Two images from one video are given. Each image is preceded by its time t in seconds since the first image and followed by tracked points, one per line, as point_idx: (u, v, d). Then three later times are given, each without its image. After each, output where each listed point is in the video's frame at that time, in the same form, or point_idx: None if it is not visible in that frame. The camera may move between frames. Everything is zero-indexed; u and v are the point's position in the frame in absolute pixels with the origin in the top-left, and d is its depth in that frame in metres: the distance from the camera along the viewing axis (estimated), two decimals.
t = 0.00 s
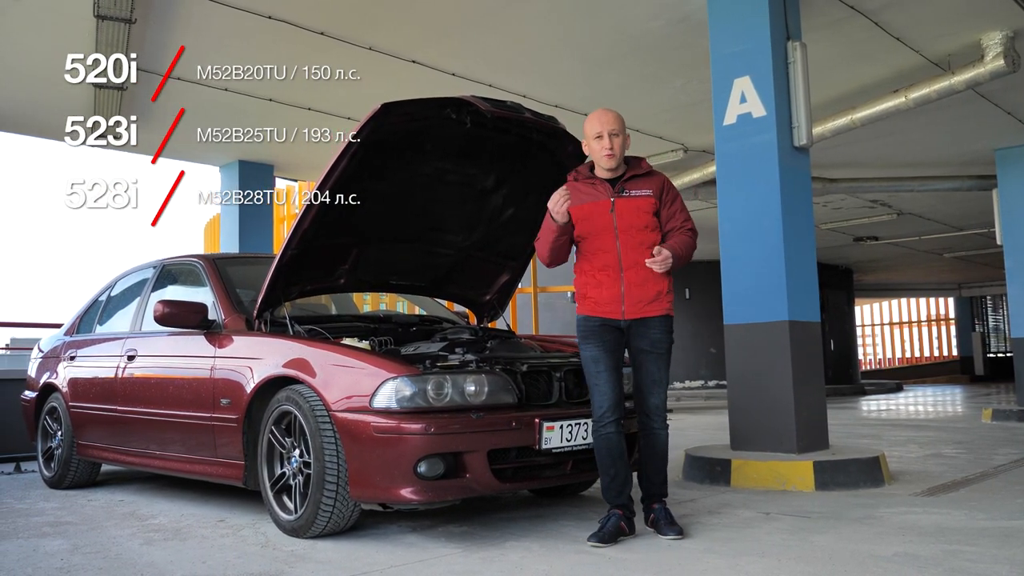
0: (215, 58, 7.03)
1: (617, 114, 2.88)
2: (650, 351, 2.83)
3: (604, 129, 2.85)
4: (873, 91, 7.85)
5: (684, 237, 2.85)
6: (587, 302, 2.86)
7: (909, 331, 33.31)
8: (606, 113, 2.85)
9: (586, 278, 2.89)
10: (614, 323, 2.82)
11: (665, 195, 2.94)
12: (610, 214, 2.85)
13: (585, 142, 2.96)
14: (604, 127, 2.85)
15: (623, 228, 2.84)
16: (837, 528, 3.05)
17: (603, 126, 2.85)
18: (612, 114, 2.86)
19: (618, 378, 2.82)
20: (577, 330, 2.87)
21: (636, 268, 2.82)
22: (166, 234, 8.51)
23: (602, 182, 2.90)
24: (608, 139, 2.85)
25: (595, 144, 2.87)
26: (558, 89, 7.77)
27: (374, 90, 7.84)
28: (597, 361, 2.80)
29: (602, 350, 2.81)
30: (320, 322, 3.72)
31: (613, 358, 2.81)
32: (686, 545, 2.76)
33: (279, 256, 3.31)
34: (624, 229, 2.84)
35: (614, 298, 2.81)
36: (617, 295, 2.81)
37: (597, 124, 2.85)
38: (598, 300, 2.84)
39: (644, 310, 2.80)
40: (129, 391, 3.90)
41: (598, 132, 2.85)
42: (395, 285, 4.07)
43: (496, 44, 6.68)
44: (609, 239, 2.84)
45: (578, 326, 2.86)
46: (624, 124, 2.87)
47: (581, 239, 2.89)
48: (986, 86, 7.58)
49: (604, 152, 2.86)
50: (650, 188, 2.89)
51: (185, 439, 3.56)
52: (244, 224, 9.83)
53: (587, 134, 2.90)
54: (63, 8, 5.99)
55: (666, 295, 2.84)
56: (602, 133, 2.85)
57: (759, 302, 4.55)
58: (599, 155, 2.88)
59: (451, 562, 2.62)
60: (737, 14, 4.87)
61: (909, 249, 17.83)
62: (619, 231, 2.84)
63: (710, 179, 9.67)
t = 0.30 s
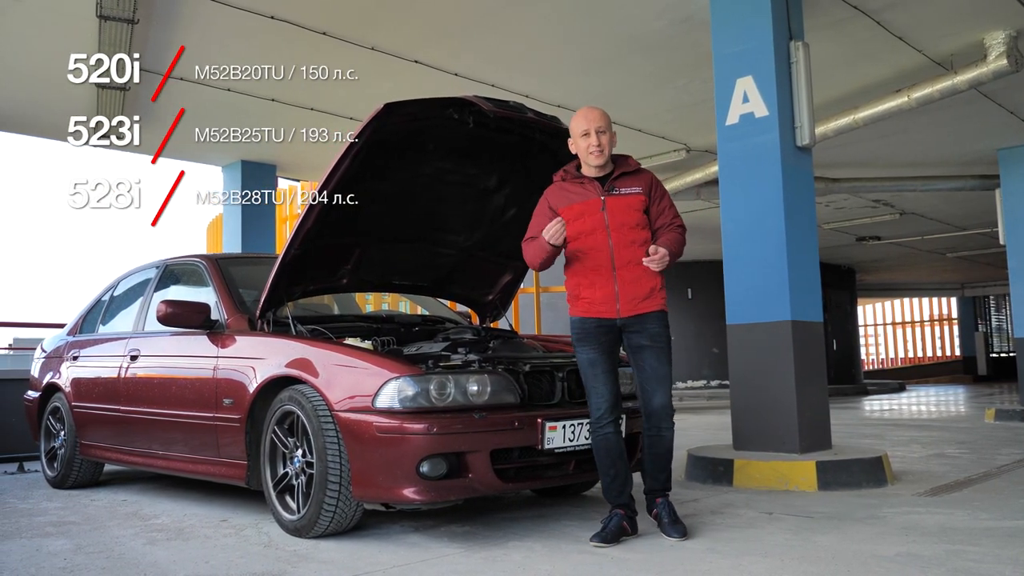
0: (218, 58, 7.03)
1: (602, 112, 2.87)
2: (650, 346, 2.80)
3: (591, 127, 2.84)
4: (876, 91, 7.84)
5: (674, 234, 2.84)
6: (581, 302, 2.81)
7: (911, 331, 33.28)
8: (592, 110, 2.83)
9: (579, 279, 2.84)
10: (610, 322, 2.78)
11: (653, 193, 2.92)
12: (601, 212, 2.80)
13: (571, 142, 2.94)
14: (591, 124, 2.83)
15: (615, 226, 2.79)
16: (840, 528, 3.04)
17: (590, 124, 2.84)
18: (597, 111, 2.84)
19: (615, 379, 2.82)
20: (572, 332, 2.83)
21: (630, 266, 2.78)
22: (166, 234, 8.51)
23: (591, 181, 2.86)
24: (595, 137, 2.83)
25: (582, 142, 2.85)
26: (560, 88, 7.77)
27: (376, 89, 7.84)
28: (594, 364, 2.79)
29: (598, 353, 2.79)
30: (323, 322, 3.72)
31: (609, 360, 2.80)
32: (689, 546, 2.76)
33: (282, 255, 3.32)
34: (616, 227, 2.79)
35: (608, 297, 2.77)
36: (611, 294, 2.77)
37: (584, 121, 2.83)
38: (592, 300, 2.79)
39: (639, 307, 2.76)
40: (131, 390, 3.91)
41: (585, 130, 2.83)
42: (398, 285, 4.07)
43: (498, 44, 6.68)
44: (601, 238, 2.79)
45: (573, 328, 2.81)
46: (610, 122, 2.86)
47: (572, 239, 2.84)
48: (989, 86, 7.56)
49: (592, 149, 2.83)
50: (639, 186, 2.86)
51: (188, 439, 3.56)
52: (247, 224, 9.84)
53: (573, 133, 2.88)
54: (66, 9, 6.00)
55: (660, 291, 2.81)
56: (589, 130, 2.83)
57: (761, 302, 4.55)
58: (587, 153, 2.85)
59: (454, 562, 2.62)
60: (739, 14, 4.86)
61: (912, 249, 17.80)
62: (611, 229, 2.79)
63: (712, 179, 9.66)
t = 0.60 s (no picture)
0: (221, 58, 7.04)
1: (599, 109, 2.81)
2: (647, 340, 2.74)
3: (587, 125, 2.79)
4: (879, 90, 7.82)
5: (671, 232, 2.78)
6: (578, 302, 2.80)
7: (914, 331, 33.25)
8: (588, 108, 2.78)
9: (575, 278, 2.82)
10: (608, 322, 2.75)
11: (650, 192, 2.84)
12: (596, 211, 2.77)
13: (565, 137, 2.89)
14: (587, 123, 2.78)
15: (610, 225, 2.75)
16: (842, 528, 3.03)
17: (586, 122, 2.78)
18: (593, 109, 2.79)
19: (616, 380, 2.82)
20: (570, 332, 2.83)
21: (625, 264, 2.74)
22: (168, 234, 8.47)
23: (587, 180, 2.82)
24: (591, 135, 2.78)
25: (577, 140, 2.81)
26: (562, 88, 7.77)
27: (378, 89, 7.84)
28: (593, 364, 2.79)
29: (597, 353, 2.79)
30: (324, 322, 3.73)
31: (608, 361, 2.80)
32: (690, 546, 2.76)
33: (284, 254, 3.34)
34: (611, 225, 2.75)
35: (604, 297, 2.75)
36: (606, 294, 2.74)
37: (579, 120, 2.78)
38: (588, 300, 2.78)
39: (636, 306, 2.72)
40: (134, 390, 3.91)
41: (580, 128, 2.79)
42: (401, 285, 4.07)
43: (500, 43, 6.67)
44: (596, 237, 2.77)
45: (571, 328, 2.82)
46: (606, 120, 2.81)
47: (568, 238, 2.82)
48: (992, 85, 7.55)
49: (587, 148, 2.80)
50: (636, 184, 2.80)
51: (190, 439, 3.56)
52: (249, 224, 9.85)
53: (569, 130, 2.83)
54: (70, 9, 6.01)
55: (658, 289, 2.75)
56: (585, 128, 2.78)
57: (763, 302, 4.54)
58: (582, 151, 2.82)
59: (455, 561, 2.61)
60: (741, 13, 4.86)
61: (914, 249, 17.80)
62: (605, 228, 2.75)
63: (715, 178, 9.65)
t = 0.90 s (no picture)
0: (223, 59, 7.05)
1: (607, 106, 2.82)
2: (643, 342, 2.70)
3: (593, 121, 2.80)
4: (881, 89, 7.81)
5: (675, 232, 2.75)
6: (578, 301, 2.80)
7: (916, 330, 33.21)
8: (596, 104, 2.79)
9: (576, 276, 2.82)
10: (606, 321, 2.75)
11: (656, 190, 2.84)
12: (598, 209, 2.77)
13: (572, 133, 2.91)
14: (594, 119, 2.79)
15: (611, 223, 2.74)
16: (844, 528, 3.02)
17: (593, 118, 2.80)
18: (601, 106, 2.80)
19: (617, 380, 2.81)
20: (572, 331, 2.84)
21: (625, 264, 2.72)
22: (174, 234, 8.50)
23: (591, 178, 2.83)
24: (597, 132, 2.80)
25: (583, 136, 2.82)
26: (564, 87, 7.76)
27: (380, 89, 7.84)
28: (592, 364, 2.79)
29: (597, 353, 2.78)
30: (326, 322, 3.72)
31: (609, 360, 2.79)
32: (692, 546, 2.75)
33: (285, 254, 3.34)
34: (613, 224, 2.74)
35: (602, 296, 2.74)
36: (605, 293, 2.74)
37: (586, 116, 2.79)
38: (587, 299, 2.78)
39: (634, 306, 2.70)
40: (136, 390, 3.91)
41: (587, 124, 2.80)
42: (403, 284, 4.06)
43: (501, 43, 6.67)
44: (596, 235, 2.76)
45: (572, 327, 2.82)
46: (614, 117, 2.82)
47: (572, 236, 2.83)
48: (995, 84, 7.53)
49: (593, 144, 2.81)
50: (640, 183, 2.80)
51: (192, 438, 3.56)
52: (251, 224, 9.86)
53: (576, 126, 2.85)
54: (72, 9, 6.01)
55: (658, 290, 2.72)
56: (591, 125, 2.80)
57: (765, 302, 4.53)
58: (587, 147, 2.83)
59: (456, 561, 2.61)
60: (742, 13, 4.86)
61: (917, 248, 17.77)
62: (607, 227, 2.75)
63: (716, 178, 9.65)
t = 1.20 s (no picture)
0: (225, 59, 7.05)
1: (627, 97, 2.78)
2: (648, 343, 2.70)
3: (611, 111, 2.76)
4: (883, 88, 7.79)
5: (690, 227, 2.70)
6: (585, 295, 2.80)
7: (917, 330, 33.19)
8: (616, 94, 2.75)
9: (584, 269, 2.82)
10: (611, 317, 2.74)
11: (671, 184, 2.80)
12: (608, 202, 2.76)
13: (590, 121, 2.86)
14: (612, 109, 2.75)
15: (620, 216, 2.74)
16: (846, 527, 3.02)
17: (611, 108, 2.76)
18: (621, 96, 2.76)
19: (622, 378, 2.80)
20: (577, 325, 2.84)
21: (632, 259, 2.72)
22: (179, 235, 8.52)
23: (604, 169, 2.81)
24: (615, 122, 2.75)
25: (601, 125, 2.78)
26: (565, 87, 7.76)
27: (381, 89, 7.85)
28: (596, 362, 2.79)
29: (602, 351, 2.78)
30: (327, 321, 3.72)
31: (613, 359, 2.78)
32: (693, 545, 2.74)
33: (286, 253, 3.34)
34: (622, 217, 2.73)
35: (608, 291, 2.73)
36: (611, 288, 2.73)
37: (605, 105, 2.75)
38: (593, 293, 2.78)
39: (640, 303, 2.69)
40: (137, 389, 3.91)
41: (605, 113, 2.76)
42: (404, 284, 4.07)
43: (503, 42, 6.67)
44: (605, 229, 2.76)
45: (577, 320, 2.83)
46: (632, 108, 2.78)
47: (582, 228, 2.83)
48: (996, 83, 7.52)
49: (609, 134, 2.77)
50: (653, 176, 2.77)
51: (194, 437, 3.56)
52: (253, 224, 9.87)
53: (593, 115, 2.81)
54: (73, 9, 6.01)
55: (665, 288, 2.71)
56: (609, 114, 2.75)
57: (766, 301, 4.53)
58: (604, 137, 2.79)
59: (457, 561, 2.61)
60: (742, 12, 4.86)
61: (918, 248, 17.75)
62: (616, 220, 2.74)
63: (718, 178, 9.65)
